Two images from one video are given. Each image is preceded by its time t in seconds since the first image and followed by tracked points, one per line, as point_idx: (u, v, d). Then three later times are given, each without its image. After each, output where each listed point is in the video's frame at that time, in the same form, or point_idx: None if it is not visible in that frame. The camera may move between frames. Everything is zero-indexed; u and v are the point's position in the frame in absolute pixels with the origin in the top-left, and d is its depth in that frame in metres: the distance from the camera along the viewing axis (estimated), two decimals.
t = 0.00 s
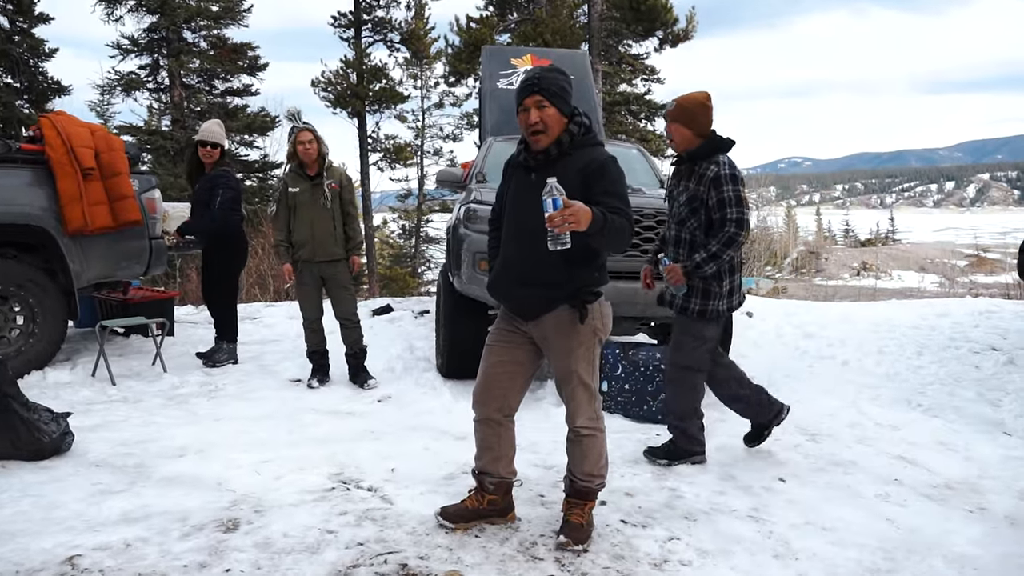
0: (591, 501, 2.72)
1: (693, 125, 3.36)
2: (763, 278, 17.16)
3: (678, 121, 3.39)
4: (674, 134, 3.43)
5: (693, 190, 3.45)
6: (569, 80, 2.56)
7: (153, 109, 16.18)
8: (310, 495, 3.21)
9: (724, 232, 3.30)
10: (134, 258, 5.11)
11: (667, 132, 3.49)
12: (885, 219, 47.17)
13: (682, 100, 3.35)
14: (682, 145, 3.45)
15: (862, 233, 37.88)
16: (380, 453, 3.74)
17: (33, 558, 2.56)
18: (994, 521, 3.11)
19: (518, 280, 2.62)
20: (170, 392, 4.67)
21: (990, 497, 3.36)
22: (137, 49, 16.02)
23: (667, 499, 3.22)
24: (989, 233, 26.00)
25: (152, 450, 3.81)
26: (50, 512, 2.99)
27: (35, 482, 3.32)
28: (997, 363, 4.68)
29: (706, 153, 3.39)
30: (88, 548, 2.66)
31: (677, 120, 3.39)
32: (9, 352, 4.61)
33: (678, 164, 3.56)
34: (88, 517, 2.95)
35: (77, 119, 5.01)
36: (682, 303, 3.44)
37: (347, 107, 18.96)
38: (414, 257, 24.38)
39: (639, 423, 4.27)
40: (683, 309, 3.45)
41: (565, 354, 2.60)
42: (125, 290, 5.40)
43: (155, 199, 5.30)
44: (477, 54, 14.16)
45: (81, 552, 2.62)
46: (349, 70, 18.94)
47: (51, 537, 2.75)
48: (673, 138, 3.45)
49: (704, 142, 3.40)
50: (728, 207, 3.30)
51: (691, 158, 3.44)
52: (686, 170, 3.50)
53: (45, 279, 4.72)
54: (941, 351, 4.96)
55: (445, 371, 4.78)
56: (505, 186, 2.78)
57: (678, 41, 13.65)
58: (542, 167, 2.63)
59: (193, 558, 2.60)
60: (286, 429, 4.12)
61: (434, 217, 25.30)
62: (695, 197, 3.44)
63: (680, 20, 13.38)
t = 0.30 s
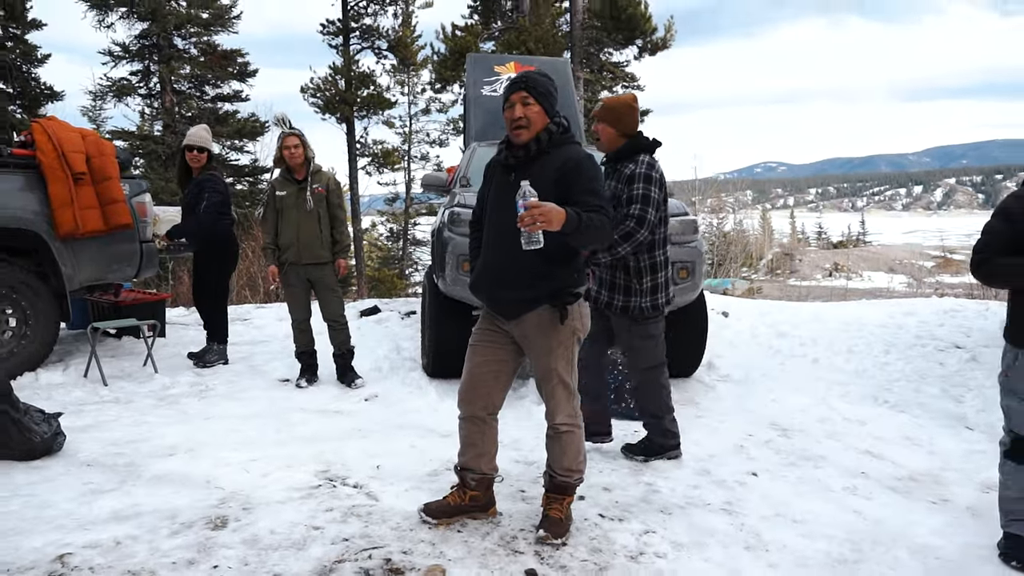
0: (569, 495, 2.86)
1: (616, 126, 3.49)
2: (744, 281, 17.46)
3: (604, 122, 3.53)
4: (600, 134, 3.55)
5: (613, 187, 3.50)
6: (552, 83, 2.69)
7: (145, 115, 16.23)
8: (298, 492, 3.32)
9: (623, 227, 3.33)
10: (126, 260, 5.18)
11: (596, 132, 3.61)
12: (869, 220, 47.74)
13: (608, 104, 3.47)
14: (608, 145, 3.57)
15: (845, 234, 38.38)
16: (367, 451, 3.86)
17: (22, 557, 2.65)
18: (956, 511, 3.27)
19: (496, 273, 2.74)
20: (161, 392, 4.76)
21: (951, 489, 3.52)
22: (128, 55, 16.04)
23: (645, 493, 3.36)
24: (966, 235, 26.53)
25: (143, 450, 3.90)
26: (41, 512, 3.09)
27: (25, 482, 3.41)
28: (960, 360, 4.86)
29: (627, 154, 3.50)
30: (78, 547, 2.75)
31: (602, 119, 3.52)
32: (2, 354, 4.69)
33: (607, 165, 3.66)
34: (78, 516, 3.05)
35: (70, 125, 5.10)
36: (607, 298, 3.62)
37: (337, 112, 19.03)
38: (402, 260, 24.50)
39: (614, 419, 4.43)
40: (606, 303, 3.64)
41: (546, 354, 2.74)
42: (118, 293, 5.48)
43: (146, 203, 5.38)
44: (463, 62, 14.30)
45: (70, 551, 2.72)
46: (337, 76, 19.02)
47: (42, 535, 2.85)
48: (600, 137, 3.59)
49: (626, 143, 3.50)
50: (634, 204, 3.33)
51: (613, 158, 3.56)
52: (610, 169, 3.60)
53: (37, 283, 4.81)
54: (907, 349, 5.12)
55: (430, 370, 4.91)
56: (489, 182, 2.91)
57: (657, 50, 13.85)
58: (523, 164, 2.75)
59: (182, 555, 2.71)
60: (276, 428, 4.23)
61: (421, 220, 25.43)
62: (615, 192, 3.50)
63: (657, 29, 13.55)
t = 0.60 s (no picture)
0: (557, 501, 2.92)
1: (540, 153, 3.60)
2: (725, 299, 18.02)
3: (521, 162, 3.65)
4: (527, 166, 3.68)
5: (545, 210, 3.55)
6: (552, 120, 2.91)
7: (168, 147, 16.78)
8: (304, 498, 3.27)
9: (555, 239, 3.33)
10: (147, 282, 5.62)
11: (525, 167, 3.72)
12: (859, 245, 48.53)
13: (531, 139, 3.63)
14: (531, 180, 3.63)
15: (820, 257, 39.17)
16: (371, 459, 3.89)
17: (48, 558, 2.57)
18: (914, 514, 3.36)
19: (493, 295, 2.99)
20: (179, 404, 5.02)
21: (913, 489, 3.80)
22: (154, 93, 16.67)
23: (627, 498, 3.41)
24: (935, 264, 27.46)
25: (162, 457, 3.85)
26: (64, 515, 2.99)
27: (49, 487, 3.29)
28: (916, 373, 5.29)
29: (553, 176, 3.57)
30: (99, 548, 2.67)
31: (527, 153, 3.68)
32: (30, 368, 4.97)
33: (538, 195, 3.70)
34: (98, 519, 2.96)
35: (96, 157, 5.50)
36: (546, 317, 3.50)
37: (345, 146, 19.54)
38: (404, 280, 24.99)
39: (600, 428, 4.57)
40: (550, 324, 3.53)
41: (546, 366, 2.90)
42: (139, 311, 5.95)
43: (167, 228, 5.82)
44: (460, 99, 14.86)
45: (91, 552, 2.64)
46: (345, 112, 19.65)
47: (65, 539, 2.76)
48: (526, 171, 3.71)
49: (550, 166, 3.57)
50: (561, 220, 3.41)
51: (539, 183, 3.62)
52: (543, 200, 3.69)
53: (64, 302, 5.14)
54: (868, 363, 5.57)
55: (430, 383, 5.27)
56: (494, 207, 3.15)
57: (635, 91, 14.18)
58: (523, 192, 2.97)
59: (195, 556, 2.64)
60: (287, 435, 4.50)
61: (421, 244, 26.00)
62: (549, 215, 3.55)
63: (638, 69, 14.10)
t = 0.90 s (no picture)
0: (554, 496, 2.85)
1: (505, 158, 3.32)
2: (719, 298, 18.14)
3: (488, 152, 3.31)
4: (485, 162, 3.31)
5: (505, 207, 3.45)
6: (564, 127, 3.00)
7: (176, 148, 16.91)
8: (307, 491, 3.16)
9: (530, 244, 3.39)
10: (155, 279, 5.74)
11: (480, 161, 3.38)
12: (857, 248, 48.73)
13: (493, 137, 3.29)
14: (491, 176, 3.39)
15: (810, 258, 39.30)
16: (372, 454, 3.80)
17: (56, 549, 2.50)
18: (903, 510, 3.23)
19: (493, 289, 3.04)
20: (184, 399, 5.12)
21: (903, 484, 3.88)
22: (162, 95, 16.83)
23: (623, 494, 3.24)
24: (928, 270, 27.69)
25: (168, 451, 3.80)
26: (74, 507, 2.92)
27: (59, 480, 3.26)
28: (906, 373, 5.41)
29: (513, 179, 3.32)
30: (107, 540, 2.60)
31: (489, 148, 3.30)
32: (41, 363, 5.09)
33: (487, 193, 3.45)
34: (106, 511, 2.87)
35: (105, 157, 5.61)
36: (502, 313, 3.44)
37: (348, 147, 19.69)
38: (406, 279, 25.12)
39: (598, 426, 4.44)
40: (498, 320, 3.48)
41: (547, 360, 2.92)
42: (147, 307, 6.10)
43: (175, 227, 5.97)
44: (462, 101, 14.99)
45: (100, 543, 2.56)
46: (349, 114, 19.78)
47: (74, 529, 2.68)
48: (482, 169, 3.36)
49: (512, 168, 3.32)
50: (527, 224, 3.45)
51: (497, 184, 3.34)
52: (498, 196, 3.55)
53: (74, 298, 5.24)
54: (859, 363, 5.70)
55: (431, 380, 5.37)
56: (496, 202, 3.19)
57: (637, 93, 14.43)
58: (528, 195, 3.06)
59: (200, 548, 2.55)
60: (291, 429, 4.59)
61: (423, 244, 26.18)
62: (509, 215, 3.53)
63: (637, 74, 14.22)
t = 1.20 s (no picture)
0: (565, 489, 2.89)
1: (478, 160, 3.49)
2: (725, 301, 18.11)
3: (462, 156, 3.46)
4: (461, 167, 3.49)
5: (476, 213, 3.37)
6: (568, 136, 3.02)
7: (184, 153, 17.04)
8: (314, 494, 3.18)
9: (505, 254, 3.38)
10: (163, 284, 5.78)
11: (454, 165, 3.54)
12: (863, 251, 48.57)
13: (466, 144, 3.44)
14: (465, 179, 3.53)
15: (815, 262, 39.15)
16: (379, 458, 3.80)
17: (66, 551, 2.52)
18: (910, 513, 3.22)
19: (502, 296, 3.05)
20: (192, 403, 5.15)
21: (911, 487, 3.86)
22: (170, 101, 16.96)
23: (629, 497, 3.24)
24: (936, 274, 27.54)
25: (175, 454, 3.83)
26: (83, 510, 2.94)
27: (68, 483, 3.28)
28: (914, 376, 5.40)
29: (487, 186, 3.52)
30: (115, 542, 2.61)
31: (465, 154, 3.46)
32: (51, 367, 5.12)
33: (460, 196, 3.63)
34: (115, 514, 2.90)
35: (114, 163, 5.66)
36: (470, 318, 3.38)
37: (355, 152, 19.78)
38: (412, 283, 25.18)
39: (604, 429, 4.43)
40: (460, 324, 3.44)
41: (556, 356, 2.97)
42: (155, 312, 6.13)
43: (183, 232, 6.01)
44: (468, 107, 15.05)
45: (108, 546, 2.58)
46: (356, 119, 19.86)
47: (83, 532, 2.70)
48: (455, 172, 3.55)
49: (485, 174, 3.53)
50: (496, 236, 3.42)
51: (471, 188, 3.53)
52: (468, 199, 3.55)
53: (83, 303, 5.27)
54: (866, 367, 5.69)
55: (436, 382, 5.40)
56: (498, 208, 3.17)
57: (642, 98, 14.45)
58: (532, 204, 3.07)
59: (208, 551, 2.57)
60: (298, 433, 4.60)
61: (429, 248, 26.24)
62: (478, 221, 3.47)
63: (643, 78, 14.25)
